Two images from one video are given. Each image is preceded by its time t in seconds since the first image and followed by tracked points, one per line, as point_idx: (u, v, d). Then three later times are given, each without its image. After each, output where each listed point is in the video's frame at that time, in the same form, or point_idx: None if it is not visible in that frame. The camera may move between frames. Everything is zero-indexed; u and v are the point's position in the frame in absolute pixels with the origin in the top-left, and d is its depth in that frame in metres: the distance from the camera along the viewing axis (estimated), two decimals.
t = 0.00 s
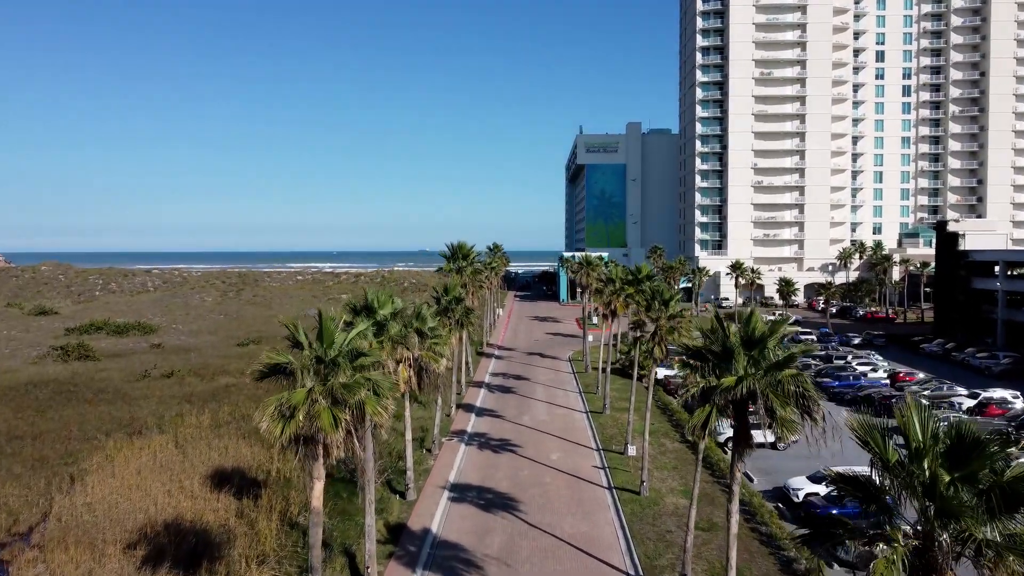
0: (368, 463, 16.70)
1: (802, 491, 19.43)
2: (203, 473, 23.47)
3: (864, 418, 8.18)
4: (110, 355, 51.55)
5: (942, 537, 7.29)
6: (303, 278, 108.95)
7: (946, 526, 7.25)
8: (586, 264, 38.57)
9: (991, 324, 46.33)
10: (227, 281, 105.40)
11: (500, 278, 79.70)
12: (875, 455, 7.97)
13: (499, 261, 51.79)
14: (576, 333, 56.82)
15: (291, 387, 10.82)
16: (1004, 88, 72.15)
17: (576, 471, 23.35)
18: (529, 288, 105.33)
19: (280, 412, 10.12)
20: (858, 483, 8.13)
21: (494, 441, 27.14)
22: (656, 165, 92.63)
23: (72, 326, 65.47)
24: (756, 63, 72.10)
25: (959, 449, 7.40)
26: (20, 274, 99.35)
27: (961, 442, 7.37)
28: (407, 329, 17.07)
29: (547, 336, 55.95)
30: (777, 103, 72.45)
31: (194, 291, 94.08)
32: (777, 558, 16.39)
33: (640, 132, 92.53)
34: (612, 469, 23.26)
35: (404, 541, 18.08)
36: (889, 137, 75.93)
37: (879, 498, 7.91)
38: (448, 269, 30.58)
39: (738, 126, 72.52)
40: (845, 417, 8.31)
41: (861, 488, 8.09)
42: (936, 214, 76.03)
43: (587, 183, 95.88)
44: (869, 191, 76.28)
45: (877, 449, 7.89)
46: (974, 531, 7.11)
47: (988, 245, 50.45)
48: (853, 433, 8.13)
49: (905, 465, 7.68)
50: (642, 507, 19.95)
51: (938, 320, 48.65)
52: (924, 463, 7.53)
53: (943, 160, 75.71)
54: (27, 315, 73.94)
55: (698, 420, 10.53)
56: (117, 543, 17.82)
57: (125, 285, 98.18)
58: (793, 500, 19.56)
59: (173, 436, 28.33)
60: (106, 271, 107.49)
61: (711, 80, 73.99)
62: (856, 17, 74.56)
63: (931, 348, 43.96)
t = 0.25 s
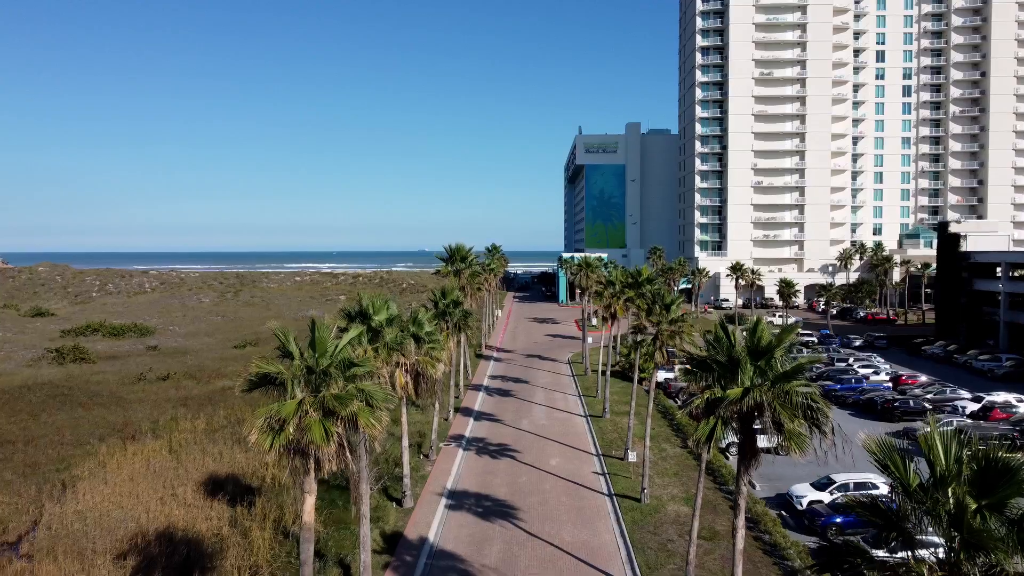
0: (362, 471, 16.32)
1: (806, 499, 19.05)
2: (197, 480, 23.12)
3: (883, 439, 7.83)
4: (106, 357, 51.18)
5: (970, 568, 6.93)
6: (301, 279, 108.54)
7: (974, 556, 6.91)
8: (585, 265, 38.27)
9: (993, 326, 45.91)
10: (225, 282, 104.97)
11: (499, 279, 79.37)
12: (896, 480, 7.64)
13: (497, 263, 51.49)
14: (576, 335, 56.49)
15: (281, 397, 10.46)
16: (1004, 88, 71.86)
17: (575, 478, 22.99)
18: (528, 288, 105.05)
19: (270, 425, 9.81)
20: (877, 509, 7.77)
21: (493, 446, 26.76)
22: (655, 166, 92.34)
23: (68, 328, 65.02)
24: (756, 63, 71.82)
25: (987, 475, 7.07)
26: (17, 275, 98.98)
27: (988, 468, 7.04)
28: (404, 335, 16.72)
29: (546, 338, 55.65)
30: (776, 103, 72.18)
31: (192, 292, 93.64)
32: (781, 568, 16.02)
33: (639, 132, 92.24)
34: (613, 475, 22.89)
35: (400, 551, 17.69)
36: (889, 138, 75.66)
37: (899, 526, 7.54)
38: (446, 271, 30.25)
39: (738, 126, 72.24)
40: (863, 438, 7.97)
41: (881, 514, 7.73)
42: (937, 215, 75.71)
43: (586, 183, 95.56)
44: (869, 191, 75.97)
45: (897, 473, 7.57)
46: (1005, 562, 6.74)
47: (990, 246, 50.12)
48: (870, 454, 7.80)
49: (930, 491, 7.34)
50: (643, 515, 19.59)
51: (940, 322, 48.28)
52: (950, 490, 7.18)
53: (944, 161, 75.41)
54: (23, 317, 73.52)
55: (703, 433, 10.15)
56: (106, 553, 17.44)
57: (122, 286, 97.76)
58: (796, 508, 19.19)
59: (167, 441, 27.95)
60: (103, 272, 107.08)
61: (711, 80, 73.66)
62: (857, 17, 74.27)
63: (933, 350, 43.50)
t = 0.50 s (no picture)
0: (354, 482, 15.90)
1: (809, 507, 18.65)
2: (189, 487, 22.70)
3: (908, 467, 7.47)
4: (99, 360, 50.65)
5: None
6: (299, 281, 107.93)
7: None
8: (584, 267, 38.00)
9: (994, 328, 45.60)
10: (221, 283, 104.39)
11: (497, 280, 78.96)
12: (921, 512, 7.23)
13: (495, 265, 51.12)
14: (574, 337, 56.12)
15: (268, 410, 10.03)
16: (1004, 88, 71.60)
17: (574, 485, 22.59)
18: (526, 289, 104.64)
19: (255, 441, 9.41)
20: (902, 545, 7.33)
21: (490, 452, 26.34)
22: (654, 166, 92.03)
23: (62, 330, 64.46)
24: (755, 63, 71.51)
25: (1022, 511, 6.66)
26: (12, 276, 98.28)
27: None
28: (398, 341, 16.30)
29: (544, 339, 55.27)
30: (776, 103, 71.83)
31: (188, 294, 93.03)
32: None
33: (638, 132, 91.89)
34: (612, 483, 22.49)
35: (395, 563, 17.27)
36: (889, 138, 75.35)
37: (925, 563, 7.12)
38: (443, 274, 29.86)
39: (737, 127, 71.89)
40: (887, 467, 7.62)
41: (906, 551, 7.30)
42: (936, 215, 75.44)
43: (585, 184, 95.17)
44: (869, 192, 75.65)
45: (923, 505, 7.17)
46: None
47: (991, 248, 49.80)
48: (893, 483, 7.45)
49: (960, 528, 6.92)
50: (644, 524, 19.21)
51: (941, 324, 47.94)
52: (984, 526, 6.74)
53: (944, 161, 75.13)
54: (17, 319, 72.90)
55: (708, 449, 9.67)
56: (94, 566, 17.01)
57: (118, 287, 97.12)
58: (799, 516, 18.76)
59: (159, 447, 27.47)
60: (99, 273, 106.39)
61: (710, 80, 73.28)
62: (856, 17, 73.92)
63: (934, 353, 43.18)
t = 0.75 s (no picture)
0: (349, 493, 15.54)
1: (812, 516, 18.31)
2: (181, 494, 22.31)
3: (933, 497, 7.10)
4: (94, 363, 50.22)
5: None
6: (296, 281, 107.44)
7: None
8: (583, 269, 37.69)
9: (996, 330, 45.33)
10: (219, 284, 103.92)
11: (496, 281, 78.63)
12: (947, 543, 6.84)
13: (493, 266, 50.77)
14: (573, 338, 55.77)
15: (256, 423, 9.66)
16: (1004, 89, 71.40)
17: (572, 492, 22.24)
18: (525, 290, 104.40)
19: (242, 456, 9.05)
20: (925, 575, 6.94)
21: (488, 457, 25.97)
22: (653, 167, 91.75)
23: (57, 332, 63.95)
24: (755, 63, 71.23)
25: None
26: (8, 277, 97.70)
27: None
28: (393, 347, 15.95)
29: (543, 341, 54.92)
30: (775, 103, 71.55)
31: (185, 295, 92.57)
32: None
33: (636, 132, 91.62)
34: (612, 489, 22.15)
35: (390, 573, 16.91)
36: (888, 139, 75.09)
37: None
38: (441, 276, 29.50)
39: (737, 127, 71.59)
40: (911, 496, 7.26)
41: None
42: (936, 216, 75.22)
43: (583, 184, 94.82)
44: (868, 193, 75.42)
45: (950, 537, 6.77)
46: None
47: (991, 249, 49.56)
48: (918, 513, 7.07)
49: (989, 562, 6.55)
50: (644, 532, 18.88)
51: (942, 326, 47.67)
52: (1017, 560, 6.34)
53: (943, 162, 74.92)
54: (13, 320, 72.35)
55: (714, 463, 9.29)
56: None
57: (115, 288, 96.58)
58: (802, 525, 18.44)
59: (152, 452, 27.08)
60: (95, 274, 105.80)
61: (709, 80, 72.97)
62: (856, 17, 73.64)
63: (935, 355, 42.89)
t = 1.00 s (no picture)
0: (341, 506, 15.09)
1: (816, 525, 17.87)
2: (171, 503, 21.87)
3: (967, 535, 6.65)
4: (87, 366, 49.64)
5: None
6: (292, 282, 106.83)
7: None
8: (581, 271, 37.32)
9: (996, 332, 45.02)
10: (214, 285, 103.29)
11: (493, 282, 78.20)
12: None
13: (490, 267, 50.35)
14: (571, 340, 55.34)
15: (238, 439, 9.24)
16: (1003, 89, 71.18)
17: (570, 499, 21.82)
18: (522, 291, 103.99)
19: (224, 475, 8.62)
20: None
21: (485, 464, 25.53)
22: (651, 167, 91.45)
23: (50, 334, 63.31)
24: (753, 64, 70.91)
25: None
26: (2, 278, 96.99)
27: None
28: (386, 355, 15.53)
29: (541, 343, 54.54)
30: (774, 104, 71.22)
31: (180, 296, 91.98)
32: None
33: (634, 133, 91.28)
34: (610, 497, 21.74)
35: None
36: (887, 139, 74.82)
37: None
38: (437, 279, 29.08)
39: (735, 127, 71.25)
40: (944, 535, 6.81)
41: None
42: (935, 217, 75.00)
43: (581, 185, 94.39)
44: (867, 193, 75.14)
45: None
46: None
47: (992, 251, 49.26)
48: (953, 556, 6.59)
49: None
50: (644, 542, 18.47)
51: (942, 328, 47.35)
52: None
53: (942, 162, 74.71)
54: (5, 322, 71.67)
55: (720, 482, 8.86)
56: None
57: (109, 289, 95.94)
58: (805, 535, 17.96)
59: (142, 459, 26.60)
60: (90, 275, 105.08)
61: (708, 81, 72.63)
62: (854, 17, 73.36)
63: (936, 357, 42.58)
